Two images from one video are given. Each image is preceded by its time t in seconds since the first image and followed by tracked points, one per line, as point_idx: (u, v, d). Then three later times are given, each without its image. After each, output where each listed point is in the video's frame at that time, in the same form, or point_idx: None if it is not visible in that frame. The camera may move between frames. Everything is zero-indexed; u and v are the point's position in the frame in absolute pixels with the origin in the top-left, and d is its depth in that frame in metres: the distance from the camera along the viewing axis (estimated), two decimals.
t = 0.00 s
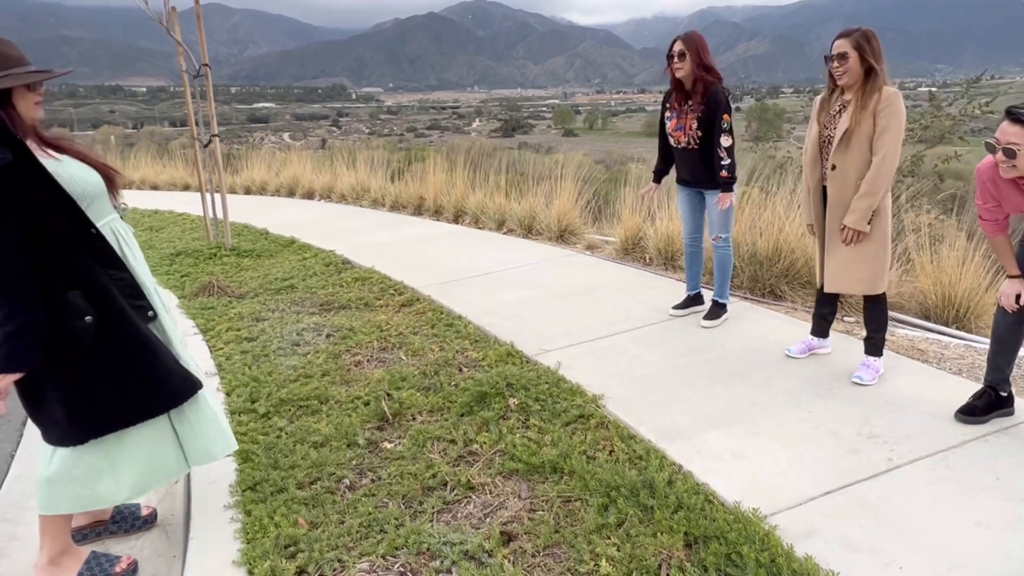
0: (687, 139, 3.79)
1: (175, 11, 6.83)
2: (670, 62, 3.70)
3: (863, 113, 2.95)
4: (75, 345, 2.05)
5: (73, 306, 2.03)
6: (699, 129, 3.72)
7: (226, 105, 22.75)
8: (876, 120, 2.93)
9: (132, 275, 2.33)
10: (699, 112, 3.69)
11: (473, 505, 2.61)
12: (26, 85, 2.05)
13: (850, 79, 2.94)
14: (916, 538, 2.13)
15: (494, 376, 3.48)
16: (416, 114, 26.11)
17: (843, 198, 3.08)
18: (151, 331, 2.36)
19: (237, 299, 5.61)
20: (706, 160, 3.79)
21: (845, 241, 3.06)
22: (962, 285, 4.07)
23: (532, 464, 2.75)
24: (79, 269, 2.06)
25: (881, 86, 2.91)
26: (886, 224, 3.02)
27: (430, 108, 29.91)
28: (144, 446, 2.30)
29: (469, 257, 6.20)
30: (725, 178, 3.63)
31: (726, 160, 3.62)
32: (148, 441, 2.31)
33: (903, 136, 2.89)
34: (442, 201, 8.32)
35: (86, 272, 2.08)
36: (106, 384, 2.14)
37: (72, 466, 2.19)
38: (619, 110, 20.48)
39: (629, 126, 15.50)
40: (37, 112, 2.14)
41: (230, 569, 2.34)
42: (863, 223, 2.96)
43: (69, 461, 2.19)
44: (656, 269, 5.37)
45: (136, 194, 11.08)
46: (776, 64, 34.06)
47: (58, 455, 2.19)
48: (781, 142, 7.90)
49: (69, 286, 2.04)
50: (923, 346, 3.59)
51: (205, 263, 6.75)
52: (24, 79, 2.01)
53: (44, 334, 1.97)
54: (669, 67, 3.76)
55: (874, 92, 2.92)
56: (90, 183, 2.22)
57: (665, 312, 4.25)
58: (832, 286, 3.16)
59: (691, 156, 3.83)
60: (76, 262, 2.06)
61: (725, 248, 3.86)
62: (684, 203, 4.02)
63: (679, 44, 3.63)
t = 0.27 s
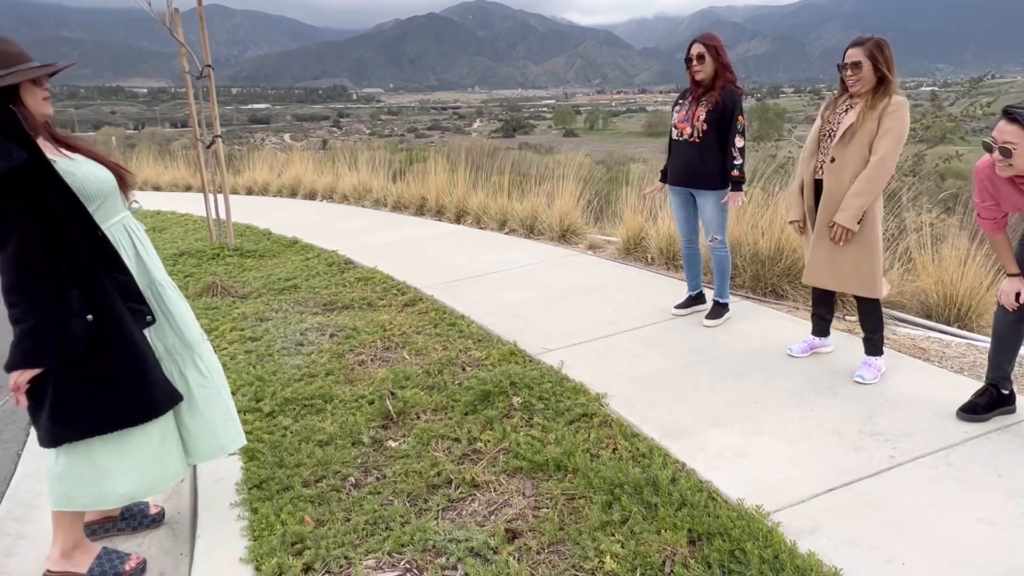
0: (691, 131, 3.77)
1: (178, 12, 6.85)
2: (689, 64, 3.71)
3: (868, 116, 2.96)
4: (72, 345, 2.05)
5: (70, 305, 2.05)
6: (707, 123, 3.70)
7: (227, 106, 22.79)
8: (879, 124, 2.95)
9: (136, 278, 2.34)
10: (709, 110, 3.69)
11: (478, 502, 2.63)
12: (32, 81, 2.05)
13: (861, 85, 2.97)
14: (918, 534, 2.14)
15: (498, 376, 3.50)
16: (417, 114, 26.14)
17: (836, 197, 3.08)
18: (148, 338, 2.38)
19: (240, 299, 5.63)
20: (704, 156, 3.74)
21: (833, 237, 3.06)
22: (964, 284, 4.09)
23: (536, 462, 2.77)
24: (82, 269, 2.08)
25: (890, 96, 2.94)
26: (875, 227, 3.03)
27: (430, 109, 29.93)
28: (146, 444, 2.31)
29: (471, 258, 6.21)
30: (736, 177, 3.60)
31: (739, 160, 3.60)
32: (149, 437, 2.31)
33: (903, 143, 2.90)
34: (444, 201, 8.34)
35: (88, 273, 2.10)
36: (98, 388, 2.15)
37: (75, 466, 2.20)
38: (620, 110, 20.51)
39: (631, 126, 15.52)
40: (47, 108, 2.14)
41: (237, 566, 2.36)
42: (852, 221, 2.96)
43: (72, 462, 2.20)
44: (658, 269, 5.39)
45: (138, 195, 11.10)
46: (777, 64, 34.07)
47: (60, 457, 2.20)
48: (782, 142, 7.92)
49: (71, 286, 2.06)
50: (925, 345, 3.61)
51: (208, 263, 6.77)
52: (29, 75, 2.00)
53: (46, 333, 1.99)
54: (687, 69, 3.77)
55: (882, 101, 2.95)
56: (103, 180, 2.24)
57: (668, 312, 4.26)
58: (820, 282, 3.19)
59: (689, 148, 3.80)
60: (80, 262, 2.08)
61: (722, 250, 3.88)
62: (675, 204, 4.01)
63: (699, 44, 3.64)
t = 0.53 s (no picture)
0: (694, 131, 3.78)
1: (179, 14, 6.86)
2: (698, 71, 3.74)
3: (868, 118, 2.97)
4: (72, 345, 2.08)
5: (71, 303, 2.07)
6: (709, 125, 3.72)
7: (227, 107, 22.81)
8: (877, 127, 2.95)
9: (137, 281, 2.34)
10: (714, 114, 3.71)
11: (479, 502, 2.64)
12: (44, 81, 2.07)
13: (866, 87, 2.99)
14: (919, 534, 2.15)
15: (499, 376, 3.51)
16: (418, 115, 26.16)
17: (826, 195, 3.08)
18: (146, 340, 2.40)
19: (241, 300, 5.64)
20: (704, 158, 3.74)
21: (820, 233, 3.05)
22: (964, 283, 4.09)
23: (537, 462, 2.77)
24: (86, 268, 2.10)
25: (893, 102, 2.95)
26: (863, 230, 3.01)
27: (430, 109, 29.96)
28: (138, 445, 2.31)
29: (471, 258, 6.22)
30: (744, 185, 3.76)
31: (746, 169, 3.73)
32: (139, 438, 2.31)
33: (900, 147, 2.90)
34: (444, 202, 8.35)
35: (93, 273, 2.12)
36: (96, 387, 2.16)
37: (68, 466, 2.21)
38: (620, 110, 20.53)
39: (631, 126, 15.53)
40: (56, 107, 2.16)
41: (239, 566, 2.37)
42: (839, 218, 2.94)
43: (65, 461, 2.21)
44: (659, 269, 5.39)
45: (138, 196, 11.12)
46: (776, 63, 34.07)
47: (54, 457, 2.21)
48: (782, 142, 7.92)
49: (74, 285, 2.07)
50: (925, 345, 3.61)
51: (209, 265, 6.78)
52: (41, 75, 2.03)
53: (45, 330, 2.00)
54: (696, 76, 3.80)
55: (884, 106, 2.96)
56: (106, 182, 2.23)
57: (668, 312, 4.27)
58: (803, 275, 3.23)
59: (688, 149, 3.80)
60: (85, 262, 2.10)
61: (718, 251, 3.89)
62: (669, 207, 4.02)
63: (711, 51, 3.68)
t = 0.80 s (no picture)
0: (696, 132, 3.79)
1: (178, 16, 6.87)
2: (703, 72, 3.75)
3: (867, 119, 2.98)
4: (67, 350, 2.09)
5: (67, 308, 2.08)
6: (712, 127, 3.73)
7: (227, 109, 22.83)
8: (876, 129, 2.95)
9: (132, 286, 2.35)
10: (717, 115, 3.73)
11: (480, 504, 2.64)
12: (39, 86, 2.10)
13: (866, 88, 3.00)
14: (920, 534, 2.15)
15: (499, 377, 3.51)
16: (418, 117, 26.18)
17: (825, 197, 3.09)
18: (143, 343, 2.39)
19: (241, 302, 5.64)
20: (705, 159, 3.76)
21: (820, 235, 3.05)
22: (964, 284, 4.10)
23: (538, 464, 2.78)
24: (82, 272, 2.11)
25: (892, 104, 2.96)
26: (863, 232, 3.01)
27: (429, 110, 29.97)
28: (138, 447, 2.33)
29: (471, 260, 6.23)
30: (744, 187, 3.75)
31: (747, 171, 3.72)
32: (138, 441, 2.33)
33: (899, 148, 2.91)
34: (444, 204, 8.35)
35: (88, 277, 2.13)
36: (93, 392, 2.16)
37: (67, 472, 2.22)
38: (620, 112, 20.55)
39: (630, 127, 15.54)
40: (50, 113, 2.18)
41: (241, 568, 2.38)
42: (839, 220, 2.95)
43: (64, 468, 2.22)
44: (659, 270, 5.40)
45: (139, 199, 11.13)
46: (775, 64, 34.10)
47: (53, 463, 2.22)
48: (781, 143, 7.93)
49: (69, 288, 2.09)
50: (925, 345, 3.62)
51: (209, 267, 6.78)
52: (37, 80, 2.06)
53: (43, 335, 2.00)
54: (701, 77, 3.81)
55: (883, 106, 2.97)
56: (103, 185, 2.26)
57: (668, 313, 4.28)
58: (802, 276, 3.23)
59: (690, 149, 3.81)
60: (80, 266, 2.11)
61: (718, 253, 3.89)
62: (671, 208, 4.02)
63: (716, 52, 3.70)
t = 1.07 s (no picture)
0: (694, 135, 3.80)
1: (177, 20, 6.87)
2: (705, 74, 3.76)
3: (866, 121, 2.98)
4: (65, 354, 2.07)
5: (64, 312, 2.06)
6: (710, 130, 3.74)
7: (225, 112, 22.85)
8: (875, 131, 2.95)
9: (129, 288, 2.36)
10: (716, 118, 3.73)
11: (479, 508, 2.63)
12: (31, 89, 2.11)
13: (865, 90, 3.01)
14: (919, 537, 2.15)
15: (498, 381, 3.50)
16: (416, 120, 26.19)
17: (825, 199, 3.09)
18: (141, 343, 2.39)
19: (240, 305, 5.64)
20: (703, 161, 3.76)
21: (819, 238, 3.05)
22: (962, 287, 4.09)
23: (537, 467, 2.77)
24: (78, 275, 2.11)
25: (891, 106, 2.96)
26: (862, 235, 3.01)
27: (427, 113, 30.00)
28: (140, 452, 2.33)
29: (471, 262, 6.23)
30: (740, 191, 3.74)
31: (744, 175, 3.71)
32: (141, 443, 2.33)
33: (898, 150, 2.90)
34: (443, 207, 8.35)
35: (84, 279, 2.12)
36: (94, 394, 2.15)
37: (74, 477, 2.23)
38: (618, 115, 20.58)
39: (628, 131, 15.56)
40: (43, 116, 2.20)
41: (238, 573, 2.37)
42: (838, 222, 2.95)
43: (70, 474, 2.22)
44: (657, 273, 5.40)
45: (138, 203, 11.12)
46: (773, 67, 34.15)
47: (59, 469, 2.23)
48: (779, 146, 7.94)
49: (66, 293, 2.07)
50: (924, 348, 3.61)
51: (207, 270, 6.78)
52: (28, 83, 2.07)
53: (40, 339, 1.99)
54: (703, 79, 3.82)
55: (882, 109, 2.97)
56: (96, 190, 2.30)
57: (666, 316, 4.27)
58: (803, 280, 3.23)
59: (688, 152, 3.82)
60: (77, 269, 2.11)
61: (715, 256, 3.88)
62: (671, 211, 4.02)
63: (718, 54, 3.70)
